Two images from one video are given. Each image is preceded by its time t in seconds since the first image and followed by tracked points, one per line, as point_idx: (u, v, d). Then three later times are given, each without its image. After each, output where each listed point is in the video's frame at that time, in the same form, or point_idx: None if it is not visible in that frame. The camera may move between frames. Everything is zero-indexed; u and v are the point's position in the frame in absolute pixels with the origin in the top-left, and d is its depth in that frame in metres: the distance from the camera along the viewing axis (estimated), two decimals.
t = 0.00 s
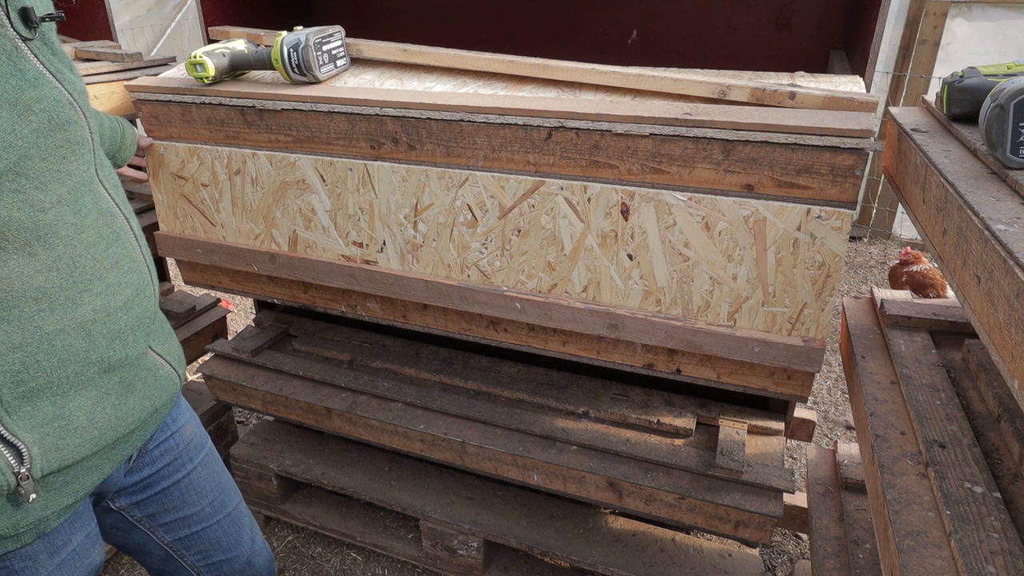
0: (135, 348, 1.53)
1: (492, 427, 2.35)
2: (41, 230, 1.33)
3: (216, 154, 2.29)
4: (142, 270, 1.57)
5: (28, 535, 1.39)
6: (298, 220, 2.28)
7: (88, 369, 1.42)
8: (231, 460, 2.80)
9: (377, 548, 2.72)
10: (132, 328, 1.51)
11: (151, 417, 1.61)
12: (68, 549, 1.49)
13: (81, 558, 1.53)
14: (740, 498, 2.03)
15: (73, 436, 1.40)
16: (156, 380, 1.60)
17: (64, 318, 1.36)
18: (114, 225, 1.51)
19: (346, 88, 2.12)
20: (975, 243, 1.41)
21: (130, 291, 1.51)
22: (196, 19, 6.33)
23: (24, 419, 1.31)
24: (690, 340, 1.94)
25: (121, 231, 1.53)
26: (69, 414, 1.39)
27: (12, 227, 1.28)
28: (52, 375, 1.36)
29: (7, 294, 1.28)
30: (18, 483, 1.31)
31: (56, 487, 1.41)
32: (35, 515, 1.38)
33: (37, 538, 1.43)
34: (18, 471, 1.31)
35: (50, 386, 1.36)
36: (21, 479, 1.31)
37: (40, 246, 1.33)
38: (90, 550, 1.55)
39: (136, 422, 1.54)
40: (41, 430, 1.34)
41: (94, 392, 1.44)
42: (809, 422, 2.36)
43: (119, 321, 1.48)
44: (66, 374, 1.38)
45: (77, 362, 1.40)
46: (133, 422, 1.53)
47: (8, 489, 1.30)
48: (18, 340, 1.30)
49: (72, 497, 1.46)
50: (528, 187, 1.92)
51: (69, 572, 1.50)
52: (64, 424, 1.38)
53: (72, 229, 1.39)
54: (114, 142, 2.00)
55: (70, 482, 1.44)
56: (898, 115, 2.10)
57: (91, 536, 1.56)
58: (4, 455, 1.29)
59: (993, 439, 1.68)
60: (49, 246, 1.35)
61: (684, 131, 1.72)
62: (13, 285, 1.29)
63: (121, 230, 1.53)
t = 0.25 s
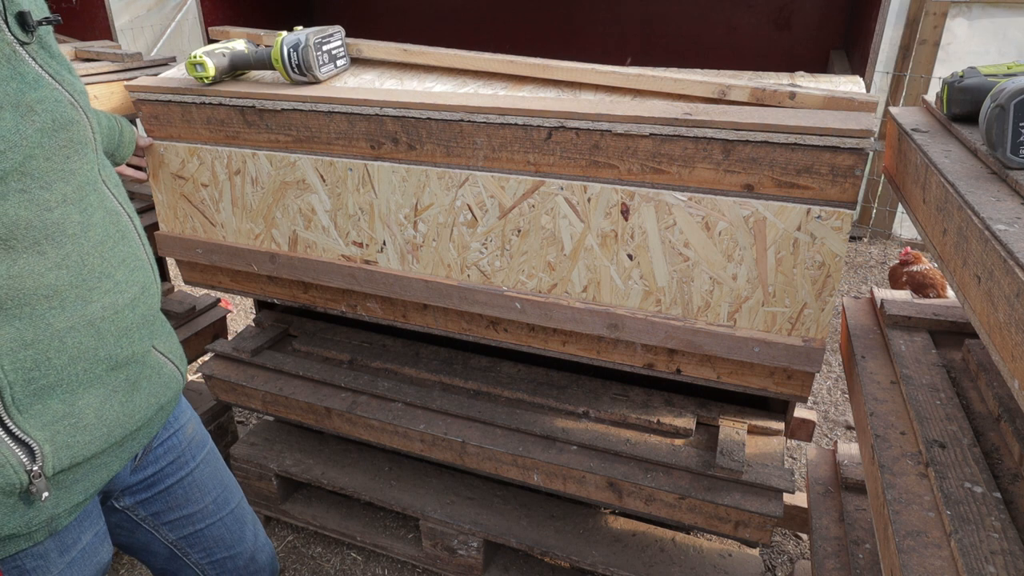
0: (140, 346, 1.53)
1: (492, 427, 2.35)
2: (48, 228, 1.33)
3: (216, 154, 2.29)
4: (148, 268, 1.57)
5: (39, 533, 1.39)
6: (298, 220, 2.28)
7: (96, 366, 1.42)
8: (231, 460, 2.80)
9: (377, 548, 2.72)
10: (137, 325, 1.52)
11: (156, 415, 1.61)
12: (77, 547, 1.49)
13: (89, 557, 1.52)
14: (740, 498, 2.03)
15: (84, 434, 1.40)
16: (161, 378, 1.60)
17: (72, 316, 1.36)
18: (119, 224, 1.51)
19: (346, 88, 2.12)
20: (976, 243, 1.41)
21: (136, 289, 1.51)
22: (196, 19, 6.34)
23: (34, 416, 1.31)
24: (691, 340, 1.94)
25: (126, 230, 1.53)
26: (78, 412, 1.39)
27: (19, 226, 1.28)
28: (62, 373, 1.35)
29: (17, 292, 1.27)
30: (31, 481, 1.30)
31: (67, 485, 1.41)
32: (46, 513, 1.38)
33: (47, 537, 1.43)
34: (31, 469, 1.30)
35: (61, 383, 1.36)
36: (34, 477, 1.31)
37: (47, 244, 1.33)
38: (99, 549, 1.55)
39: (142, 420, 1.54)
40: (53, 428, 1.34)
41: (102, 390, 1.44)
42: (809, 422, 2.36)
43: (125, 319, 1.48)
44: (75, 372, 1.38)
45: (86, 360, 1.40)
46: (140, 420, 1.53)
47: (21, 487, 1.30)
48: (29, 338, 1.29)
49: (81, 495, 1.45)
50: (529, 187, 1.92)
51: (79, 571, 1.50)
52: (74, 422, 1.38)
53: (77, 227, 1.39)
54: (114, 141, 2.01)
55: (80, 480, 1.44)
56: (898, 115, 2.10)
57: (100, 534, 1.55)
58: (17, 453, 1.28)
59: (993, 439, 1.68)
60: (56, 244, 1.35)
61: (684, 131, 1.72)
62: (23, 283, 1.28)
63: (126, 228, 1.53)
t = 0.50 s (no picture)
0: (142, 344, 1.53)
1: (492, 427, 2.35)
2: (52, 227, 1.33)
3: (213, 155, 2.29)
4: (149, 266, 1.57)
5: (45, 532, 1.39)
6: (297, 221, 2.28)
7: (100, 365, 1.42)
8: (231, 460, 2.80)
9: (377, 548, 2.72)
10: (139, 323, 1.52)
11: (158, 413, 1.62)
12: (83, 545, 1.49)
13: (92, 555, 1.52)
14: (740, 498, 2.03)
15: (89, 432, 1.40)
16: (162, 376, 1.60)
17: (77, 315, 1.36)
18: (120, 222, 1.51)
19: (346, 88, 2.12)
20: (976, 243, 1.41)
21: (139, 287, 1.51)
22: (196, 19, 6.34)
23: (41, 415, 1.31)
24: (690, 340, 1.94)
25: (128, 228, 1.53)
26: (84, 410, 1.39)
27: (23, 225, 1.28)
28: (68, 370, 1.36)
29: (23, 291, 1.28)
30: (37, 479, 1.31)
31: (72, 483, 1.41)
32: (52, 512, 1.38)
33: (53, 535, 1.43)
34: (38, 468, 1.30)
35: (66, 382, 1.36)
36: (41, 475, 1.31)
37: (51, 243, 1.33)
38: (102, 547, 1.55)
39: (145, 418, 1.54)
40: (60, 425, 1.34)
41: (106, 389, 1.45)
42: (809, 422, 2.36)
43: (128, 318, 1.48)
44: (81, 370, 1.39)
45: (91, 359, 1.40)
46: (143, 418, 1.53)
47: (28, 486, 1.30)
48: (35, 336, 1.29)
49: (86, 493, 1.45)
50: (527, 189, 1.92)
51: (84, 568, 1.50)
52: (80, 419, 1.38)
53: (81, 226, 1.39)
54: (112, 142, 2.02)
55: (85, 478, 1.44)
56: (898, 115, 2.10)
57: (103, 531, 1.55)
58: (25, 452, 1.28)
59: (993, 439, 1.68)
60: (60, 243, 1.35)
61: (684, 131, 1.72)
62: (29, 282, 1.28)
63: (128, 227, 1.53)
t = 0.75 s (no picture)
0: (138, 344, 1.53)
1: (492, 427, 2.35)
2: (52, 227, 1.33)
3: (204, 159, 2.28)
4: (145, 266, 1.57)
5: (38, 532, 1.40)
6: (293, 224, 2.28)
7: (97, 365, 1.42)
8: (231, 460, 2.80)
9: (376, 548, 2.72)
10: (136, 323, 1.52)
11: (153, 414, 1.62)
12: (75, 547, 1.50)
13: (84, 560, 1.53)
14: (740, 498, 2.03)
15: (86, 433, 1.40)
16: (158, 377, 1.60)
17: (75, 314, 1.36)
18: (117, 221, 1.50)
19: (346, 88, 2.12)
20: (976, 243, 1.41)
21: (135, 286, 1.51)
22: (196, 19, 6.34)
23: (39, 415, 1.31)
24: (690, 341, 1.94)
25: (126, 227, 1.53)
26: (81, 410, 1.39)
27: (23, 224, 1.27)
28: (66, 370, 1.36)
29: (23, 290, 1.27)
30: (33, 480, 1.31)
31: (68, 483, 1.41)
32: (47, 513, 1.38)
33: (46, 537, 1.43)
34: (34, 468, 1.30)
35: (65, 381, 1.36)
36: (37, 475, 1.31)
37: (51, 242, 1.33)
38: (94, 551, 1.56)
39: (141, 418, 1.55)
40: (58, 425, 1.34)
41: (104, 389, 1.45)
42: (810, 422, 2.36)
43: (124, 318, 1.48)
44: (79, 370, 1.39)
45: (88, 359, 1.40)
46: (138, 418, 1.53)
47: (23, 487, 1.30)
48: (34, 336, 1.29)
49: (81, 493, 1.45)
50: (522, 195, 1.90)
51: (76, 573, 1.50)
52: (77, 419, 1.38)
53: (80, 225, 1.39)
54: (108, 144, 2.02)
55: (80, 479, 1.44)
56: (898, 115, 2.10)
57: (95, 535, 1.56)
58: (21, 452, 1.28)
59: (993, 439, 1.68)
60: (60, 242, 1.34)
61: (684, 131, 1.72)
62: (29, 281, 1.28)
63: (125, 225, 1.53)
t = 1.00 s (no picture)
0: (130, 354, 1.53)
1: (492, 427, 2.35)
2: (51, 234, 1.33)
3: (199, 162, 2.27)
4: (140, 276, 1.57)
5: (20, 541, 1.39)
6: (291, 225, 2.28)
7: (88, 374, 1.42)
8: (231, 460, 2.80)
9: (376, 548, 2.72)
10: (128, 333, 1.52)
11: (141, 425, 1.61)
12: (54, 561, 1.49)
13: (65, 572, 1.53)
14: (740, 498, 2.03)
15: (74, 442, 1.39)
16: (147, 387, 1.60)
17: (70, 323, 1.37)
18: (116, 231, 1.51)
19: (346, 88, 2.12)
20: (975, 243, 1.41)
21: (130, 296, 1.52)
22: (197, 19, 6.34)
23: (25, 422, 1.31)
24: (690, 341, 1.94)
25: (122, 237, 1.53)
26: (70, 418, 1.38)
27: (23, 231, 1.28)
28: (55, 378, 1.35)
29: (19, 297, 1.28)
30: (16, 488, 1.30)
31: (52, 492, 1.40)
32: (29, 522, 1.37)
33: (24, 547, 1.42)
34: (18, 476, 1.29)
35: (54, 389, 1.36)
36: (20, 484, 1.30)
37: (50, 250, 1.33)
38: (77, 562, 1.56)
39: (129, 428, 1.54)
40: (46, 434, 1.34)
41: (94, 397, 1.44)
42: (810, 422, 2.36)
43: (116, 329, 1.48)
44: (68, 378, 1.38)
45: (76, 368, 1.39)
46: (126, 430, 1.52)
47: (7, 495, 1.29)
48: (25, 342, 1.29)
49: (66, 502, 1.44)
50: (518, 200, 1.90)
51: None
52: (66, 427, 1.38)
53: (78, 233, 1.39)
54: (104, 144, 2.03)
55: (65, 488, 1.43)
56: (898, 115, 2.10)
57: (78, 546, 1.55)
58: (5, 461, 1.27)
59: (993, 439, 1.68)
60: (58, 250, 1.35)
61: (684, 131, 1.72)
62: (25, 288, 1.28)
63: (122, 235, 1.53)
